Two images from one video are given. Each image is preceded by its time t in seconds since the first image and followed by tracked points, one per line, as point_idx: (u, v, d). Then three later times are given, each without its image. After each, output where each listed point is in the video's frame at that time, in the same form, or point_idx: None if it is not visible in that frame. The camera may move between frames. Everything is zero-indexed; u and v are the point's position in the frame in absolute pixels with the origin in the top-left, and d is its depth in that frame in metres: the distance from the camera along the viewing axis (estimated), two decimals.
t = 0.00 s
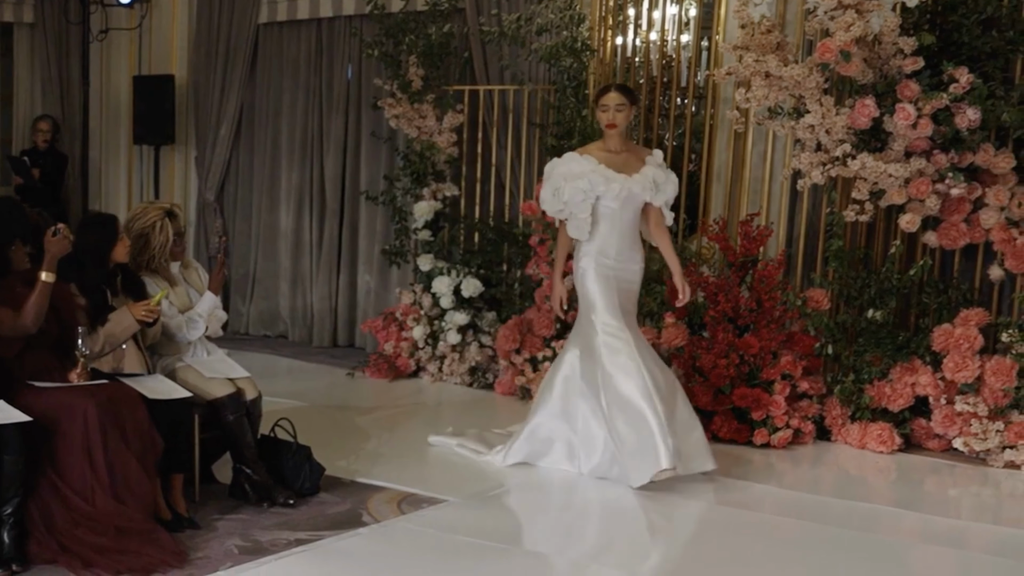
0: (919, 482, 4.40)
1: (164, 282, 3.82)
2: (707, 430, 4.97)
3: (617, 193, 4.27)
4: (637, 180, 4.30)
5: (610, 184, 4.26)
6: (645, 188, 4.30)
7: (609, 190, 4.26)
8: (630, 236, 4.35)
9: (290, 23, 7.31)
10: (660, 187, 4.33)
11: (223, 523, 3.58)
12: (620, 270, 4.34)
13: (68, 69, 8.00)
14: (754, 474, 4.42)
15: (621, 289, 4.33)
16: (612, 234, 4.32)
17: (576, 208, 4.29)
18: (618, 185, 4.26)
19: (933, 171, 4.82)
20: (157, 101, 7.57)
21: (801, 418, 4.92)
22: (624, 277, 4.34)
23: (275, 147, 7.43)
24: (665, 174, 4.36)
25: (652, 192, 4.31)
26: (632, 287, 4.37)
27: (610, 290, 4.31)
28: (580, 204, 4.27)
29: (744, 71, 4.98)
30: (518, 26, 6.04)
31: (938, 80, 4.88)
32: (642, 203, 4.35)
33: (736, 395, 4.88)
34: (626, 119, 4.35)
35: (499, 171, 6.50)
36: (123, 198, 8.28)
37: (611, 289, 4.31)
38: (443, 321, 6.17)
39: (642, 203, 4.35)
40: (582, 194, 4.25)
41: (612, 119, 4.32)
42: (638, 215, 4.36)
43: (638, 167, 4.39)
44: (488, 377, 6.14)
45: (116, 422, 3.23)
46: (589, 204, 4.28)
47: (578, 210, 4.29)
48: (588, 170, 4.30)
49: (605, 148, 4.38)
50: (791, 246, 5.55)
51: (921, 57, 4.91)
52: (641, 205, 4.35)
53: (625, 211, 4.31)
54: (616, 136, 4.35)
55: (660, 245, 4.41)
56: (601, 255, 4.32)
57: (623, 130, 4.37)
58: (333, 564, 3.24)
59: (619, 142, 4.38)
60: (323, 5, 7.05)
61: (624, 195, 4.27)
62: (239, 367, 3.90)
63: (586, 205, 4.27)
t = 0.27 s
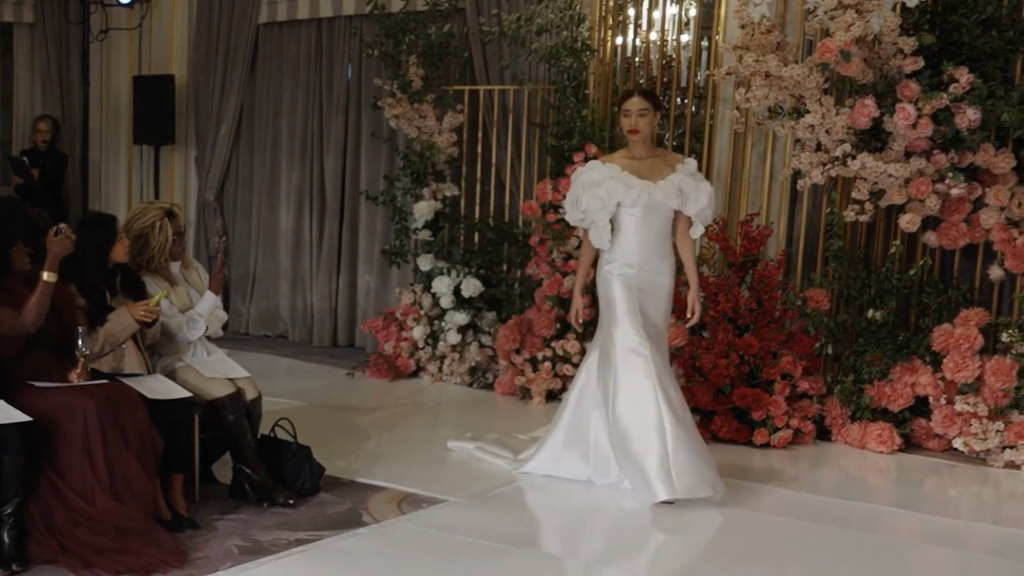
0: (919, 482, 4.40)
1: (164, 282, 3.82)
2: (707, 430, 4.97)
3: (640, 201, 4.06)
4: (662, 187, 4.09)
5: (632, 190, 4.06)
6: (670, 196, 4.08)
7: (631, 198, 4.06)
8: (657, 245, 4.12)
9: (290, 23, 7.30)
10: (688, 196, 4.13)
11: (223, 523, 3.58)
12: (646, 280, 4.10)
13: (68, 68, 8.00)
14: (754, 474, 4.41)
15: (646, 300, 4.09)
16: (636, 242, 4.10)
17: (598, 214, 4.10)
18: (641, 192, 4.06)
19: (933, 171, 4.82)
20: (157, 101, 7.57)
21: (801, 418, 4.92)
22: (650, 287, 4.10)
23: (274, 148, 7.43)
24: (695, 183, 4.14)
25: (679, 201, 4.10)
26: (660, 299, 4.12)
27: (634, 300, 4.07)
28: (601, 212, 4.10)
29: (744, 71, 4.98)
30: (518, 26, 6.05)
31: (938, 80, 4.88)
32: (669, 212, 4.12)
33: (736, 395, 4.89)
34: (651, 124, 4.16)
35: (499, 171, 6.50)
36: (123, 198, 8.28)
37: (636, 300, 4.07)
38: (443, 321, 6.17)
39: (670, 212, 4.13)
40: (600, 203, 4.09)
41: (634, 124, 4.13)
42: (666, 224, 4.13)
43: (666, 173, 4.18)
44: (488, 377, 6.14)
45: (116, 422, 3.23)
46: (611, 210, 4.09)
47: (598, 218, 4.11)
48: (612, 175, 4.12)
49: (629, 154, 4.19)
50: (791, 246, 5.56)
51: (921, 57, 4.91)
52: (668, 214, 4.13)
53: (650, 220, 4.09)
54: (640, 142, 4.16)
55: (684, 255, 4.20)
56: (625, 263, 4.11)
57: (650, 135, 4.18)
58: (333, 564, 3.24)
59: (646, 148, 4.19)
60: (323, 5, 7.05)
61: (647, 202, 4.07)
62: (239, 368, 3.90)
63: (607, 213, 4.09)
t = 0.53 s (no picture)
0: (919, 482, 4.40)
1: (164, 282, 3.82)
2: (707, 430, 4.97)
3: (646, 199, 3.98)
4: (671, 186, 3.99)
5: (637, 188, 4.00)
6: (678, 195, 3.98)
7: (637, 196, 4.00)
8: (668, 243, 4.01)
9: (290, 23, 7.30)
10: (701, 195, 4.00)
11: (223, 523, 3.58)
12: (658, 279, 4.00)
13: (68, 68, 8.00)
14: (754, 474, 4.41)
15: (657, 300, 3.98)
16: (645, 240, 4.02)
17: (605, 211, 4.09)
18: (647, 190, 3.99)
19: (933, 171, 4.82)
20: (157, 101, 7.57)
21: (801, 419, 4.92)
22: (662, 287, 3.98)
23: (275, 148, 7.43)
24: (708, 182, 4.00)
25: (688, 200, 3.99)
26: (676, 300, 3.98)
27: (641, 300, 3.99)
28: (609, 210, 4.08)
29: (744, 71, 4.97)
30: (518, 26, 6.05)
31: (938, 80, 4.87)
32: (682, 211, 4.00)
33: (736, 395, 4.88)
34: (671, 120, 4.04)
35: (499, 171, 6.50)
36: (123, 198, 8.28)
37: (643, 300, 3.99)
38: (443, 321, 6.18)
39: (684, 210, 4.00)
40: (606, 200, 4.08)
41: (653, 120, 4.02)
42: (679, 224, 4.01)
43: (681, 170, 4.06)
44: (488, 377, 6.14)
45: (116, 422, 3.23)
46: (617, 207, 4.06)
47: (607, 215, 4.09)
48: (623, 173, 4.07)
49: (648, 151, 4.10)
50: (791, 246, 5.56)
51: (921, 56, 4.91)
52: (681, 213, 4.01)
53: (659, 219, 4.00)
54: (657, 139, 4.06)
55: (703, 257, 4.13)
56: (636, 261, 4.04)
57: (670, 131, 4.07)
58: (333, 564, 3.24)
59: (667, 145, 4.09)
60: (323, 5, 7.05)
61: (653, 201, 3.98)
62: (239, 368, 3.90)
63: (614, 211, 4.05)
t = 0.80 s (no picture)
0: (919, 482, 4.40)
1: (163, 282, 3.82)
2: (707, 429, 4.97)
3: (640, 201, 3.78)
4: (669, 187, 3.76)
5: (636, 189, 3.79)
6: (674, 197, 3.74)
7: (633, 199, 3.80)
8: (666, 247, 3.77)
9: (289, 23, 7.30)
10: (699, 195, 3.73)
11: (223, 523, 3.58)
12: (655, 284, 3.77)
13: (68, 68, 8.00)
14: (754, 474, 4.41)
15: (652, 306, 3.76)
16: (644, 244, 3.82)
17: (605, 215, 3.90)
18: (643, 192, 3.78)
19: (933, 171, 4.82)
20: (157, 101, 7.57)
21: (801, 419, 4.92)
22: (658, 293, 3.76)
23: (274, 148, 7.43)
24: (705, 181, 3.73)
25: (684, 201, 3.74)
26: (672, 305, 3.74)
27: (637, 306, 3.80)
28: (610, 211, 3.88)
29: (744, 71, 4.97)
30: (518, 26, 6.05)
31: (938, 80, 4.87)
32: (679, 211, 3.76)
33: (736, 395, 4.88)
34: (680, 119, 3.81)
35: (499, 171, 6.50)
36: (123, 198, 8.28)
37: (641, 305, 3.80)
38: (443, 321, 6.18)
39: (681, 211, 3.76)
40: (604, 203, 3.90)
41: (662, 120, 3.80)
42: (678, 225, 3.77)
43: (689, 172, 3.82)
44: (488, 377, 6.14)
45: (116, 422, 3.23)
46: (616, 211, 3.87)
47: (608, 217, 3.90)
48: (624, 174, 3.86)
49: (657, 153, 3.87)
50: (791, 246, 5.56)
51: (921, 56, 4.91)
52: (682, 215, 3.77)
53: (658, 222, 3.78)
54: (666, 140, 3.83)
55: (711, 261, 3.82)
56: (636, 265, 3.84)
57: (679, 130, 3.84)
58: (333, 564, 3.24)
59: (675, 146, 3.86)
60: (323, 6, 7.05)
61: (651, 204, 3.77)
62: (239, 368, 3.90)
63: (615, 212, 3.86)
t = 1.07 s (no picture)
0: (919, 482, 4.40)
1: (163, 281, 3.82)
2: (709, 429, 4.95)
3: (641, 209, 3.63)
4: (671, 196, 3.60)
5: (635, 197, 3.64)
6: (675, 205, 3.58)
7: (633, 207, 3.65)
8: (665, 257, 3.62)
9: (289, 23, 7.31)
10: (701, 205, 3.57)
11: (223, 523, 3.59)
12: (653, 295, 3.63)
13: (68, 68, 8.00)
14: (755, 474, 4.41)
15: (649, 318, 3.62)
16: (644, 254, 3.67)
17: (603, 222, 3.75)
18: (644, 200, 3.63)
19: (933, 171, 4.82)
20: (157, 101, 7.57)
21: (801, 418, 4.92)
22: (656, 305, 3.61)
23: (274, 148, 7.43)
24: (708, 190, 3.57)
25: (685, 210, 3.58)
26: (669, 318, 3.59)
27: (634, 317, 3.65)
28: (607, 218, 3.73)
29: (744, 71, 4.97)
30: (518, 26, 6.05)
31: (938, 80, 4.88)
32: (680, 221, 3.60)
33: (736, 395, 4.88)
34: (686, 126, 3.68)
35: (499, 171, 6.50)
36: (122, 198, 8.28)
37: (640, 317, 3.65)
38: (443, 321, 6.17)
39: (682, 221, 3.60)
40: (603, 210, 3.75)
41: (667, 126, 3.68)
42: (678, 236, 3.61)
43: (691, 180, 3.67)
44: (488, 377, 6.14)
45: (116, 422, 3.23)
46: (615, 218, 3.72)
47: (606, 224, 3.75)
48: (625, 181, 3.71)
49: (661, 160, 3.73)
50: (791, 246, 5.56)
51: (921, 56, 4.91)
52: (683, 225, 3.61)
53: (657, 230, 3.63)
54: (670, 147, 3.70)
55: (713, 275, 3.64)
56: (635, 275, 3.69)
57: (685, 136, 3.70)
58: (332, 563, 3.24)
59: (679, 152, 3.71)
60: (322, 6, 7.05)
61: (650, 211, 3.62)
62: (239, 368, 3.89)
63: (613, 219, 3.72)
